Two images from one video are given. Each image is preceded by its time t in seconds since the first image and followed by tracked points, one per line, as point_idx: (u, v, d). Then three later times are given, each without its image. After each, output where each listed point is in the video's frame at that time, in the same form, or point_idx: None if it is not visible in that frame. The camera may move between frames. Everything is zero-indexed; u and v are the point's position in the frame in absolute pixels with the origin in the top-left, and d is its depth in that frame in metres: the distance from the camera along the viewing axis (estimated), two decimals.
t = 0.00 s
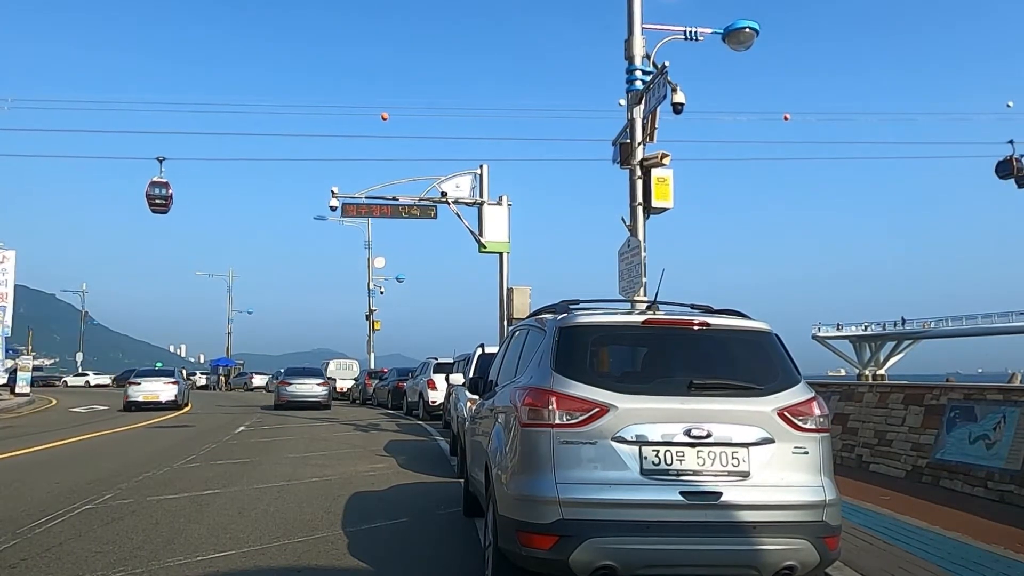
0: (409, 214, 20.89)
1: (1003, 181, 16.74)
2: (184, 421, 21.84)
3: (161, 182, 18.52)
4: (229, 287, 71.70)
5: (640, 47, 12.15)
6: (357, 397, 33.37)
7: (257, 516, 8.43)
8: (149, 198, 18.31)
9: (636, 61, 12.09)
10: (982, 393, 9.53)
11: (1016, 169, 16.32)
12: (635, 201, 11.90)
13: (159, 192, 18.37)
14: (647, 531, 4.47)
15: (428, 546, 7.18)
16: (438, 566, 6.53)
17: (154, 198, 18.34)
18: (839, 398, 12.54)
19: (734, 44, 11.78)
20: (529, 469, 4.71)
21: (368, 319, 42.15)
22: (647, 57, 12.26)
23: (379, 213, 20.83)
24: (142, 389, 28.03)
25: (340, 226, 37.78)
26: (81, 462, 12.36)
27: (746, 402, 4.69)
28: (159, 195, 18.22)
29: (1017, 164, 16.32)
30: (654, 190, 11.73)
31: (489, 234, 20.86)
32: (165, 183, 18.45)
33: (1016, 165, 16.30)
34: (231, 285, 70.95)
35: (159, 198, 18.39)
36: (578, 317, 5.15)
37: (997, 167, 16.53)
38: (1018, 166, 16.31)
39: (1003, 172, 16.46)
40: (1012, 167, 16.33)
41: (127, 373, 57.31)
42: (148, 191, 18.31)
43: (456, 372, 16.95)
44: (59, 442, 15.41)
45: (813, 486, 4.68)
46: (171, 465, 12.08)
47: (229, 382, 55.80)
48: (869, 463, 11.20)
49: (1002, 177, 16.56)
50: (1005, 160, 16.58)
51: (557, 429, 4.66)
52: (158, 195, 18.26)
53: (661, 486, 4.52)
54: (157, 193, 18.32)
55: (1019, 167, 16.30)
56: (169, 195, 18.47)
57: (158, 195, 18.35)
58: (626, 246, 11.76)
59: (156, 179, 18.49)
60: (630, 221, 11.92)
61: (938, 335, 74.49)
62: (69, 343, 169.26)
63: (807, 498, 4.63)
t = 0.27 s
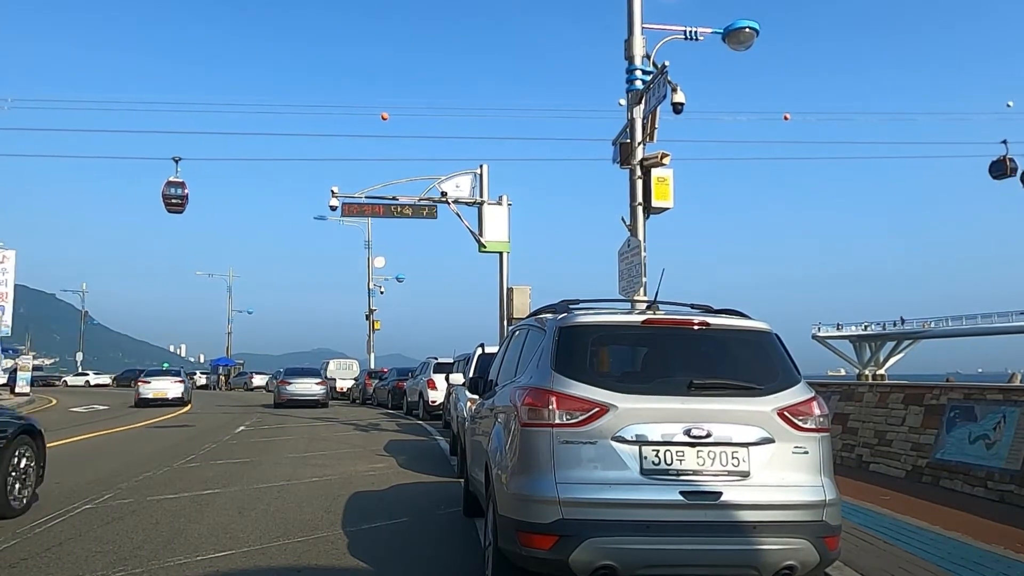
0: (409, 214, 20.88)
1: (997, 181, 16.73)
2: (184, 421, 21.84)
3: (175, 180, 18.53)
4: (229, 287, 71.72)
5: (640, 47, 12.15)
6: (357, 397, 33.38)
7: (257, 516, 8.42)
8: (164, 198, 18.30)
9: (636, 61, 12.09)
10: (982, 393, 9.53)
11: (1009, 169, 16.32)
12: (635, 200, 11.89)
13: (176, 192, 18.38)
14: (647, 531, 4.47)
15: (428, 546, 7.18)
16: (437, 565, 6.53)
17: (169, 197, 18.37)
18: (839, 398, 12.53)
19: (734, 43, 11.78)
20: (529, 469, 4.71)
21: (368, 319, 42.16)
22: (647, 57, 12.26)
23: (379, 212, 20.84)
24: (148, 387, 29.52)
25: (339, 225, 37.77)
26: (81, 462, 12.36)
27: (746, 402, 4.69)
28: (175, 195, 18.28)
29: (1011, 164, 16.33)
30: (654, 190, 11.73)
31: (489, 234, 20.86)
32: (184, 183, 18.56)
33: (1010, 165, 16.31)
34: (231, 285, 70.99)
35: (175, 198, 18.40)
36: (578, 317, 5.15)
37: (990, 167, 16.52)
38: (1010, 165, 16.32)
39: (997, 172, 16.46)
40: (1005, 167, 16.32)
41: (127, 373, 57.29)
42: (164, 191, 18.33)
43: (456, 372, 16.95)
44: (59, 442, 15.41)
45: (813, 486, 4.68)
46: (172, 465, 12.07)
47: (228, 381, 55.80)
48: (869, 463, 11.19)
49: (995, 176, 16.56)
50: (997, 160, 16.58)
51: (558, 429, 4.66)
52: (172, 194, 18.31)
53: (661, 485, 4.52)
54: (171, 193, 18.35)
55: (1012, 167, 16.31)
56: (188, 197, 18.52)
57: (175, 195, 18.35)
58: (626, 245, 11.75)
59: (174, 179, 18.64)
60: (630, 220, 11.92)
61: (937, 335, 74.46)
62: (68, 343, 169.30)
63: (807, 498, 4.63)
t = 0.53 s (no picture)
0: (409, 214, 20.88)
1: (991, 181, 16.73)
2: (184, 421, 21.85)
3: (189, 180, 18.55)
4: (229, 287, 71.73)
5: (640, 47, 12.15)
6: (357, 397, 33.40)
7: (257, 516, 8.42)
8: (178, 198, 18.31)
9: (636, 61, 12.09)
10: (982, 393, 9.53)
11: (1003, 169, 16.32)
12: (635, 201, 11.89)
13: (189, 192, 18.39)
14: (647, 531, 4.47)
15: (428, 546, 7.18)
16: (437, 565, 6.54)
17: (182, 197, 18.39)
18: (839, 398, 12.53)
19: (734, 44, 11.78)
20: (530, 469, 4.71)
21: (368, 319, 42.19)
22: (647, 57, 12.26)
23: (379, 213, 20.84)
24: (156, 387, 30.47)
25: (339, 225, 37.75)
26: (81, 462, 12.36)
27: (745, 402, 4.69)
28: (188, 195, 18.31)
29: (1005, 164, 16.32)
30: (654, 189, 11.73)
31: (489, 234, 20.86)
32: (198, 183, 18.56)
33: (1003, 165, 16.31)
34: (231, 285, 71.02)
35: (190, 198, 18.40)
36: (578, 317, 5.15)
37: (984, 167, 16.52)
38: (1004, 166, 16.31)
39: (991, 173, 16.46)
40: (999, 167, 16.33)
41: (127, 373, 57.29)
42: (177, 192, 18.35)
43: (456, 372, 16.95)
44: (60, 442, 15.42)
45: (813, 486, 4.68)
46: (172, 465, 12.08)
47: (228, 382, 55.83)
48: (869, 463, 11.19)
49: (990, 177, 16.56)
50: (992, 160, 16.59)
51: (557, 429, 4.66)
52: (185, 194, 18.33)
53: (661, 486, 4.52)
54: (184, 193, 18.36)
55: (1006, 167, 16.31)
56: (201, 197, 18.51)
57: (189, 195, 18.37)
58: (626, 246, 11.75)
59: (189, 179, 18.67)
60: (630, 221, 11.92)
61: (937, 335, 74.46)
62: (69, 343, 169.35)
63: (806, 498, 4.63)
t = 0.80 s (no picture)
0: (409, 214, 20.88)
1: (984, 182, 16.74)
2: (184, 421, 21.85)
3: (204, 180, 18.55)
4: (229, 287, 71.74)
5: (640, 47, 12.15)
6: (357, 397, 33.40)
7: (257, 516, 8.42)
8: (193, 198, 18.30)
9: (636, 60, 12.09)
10: (982, 393, 9.53)
11: (996, 170, 16.32)
12: (635, 200, 11.89)
13: (204, 192, 18.38)
14: (647, 531, 4.47)
15: (428, 546, 7.17)
16: (437, 565, 6.54)
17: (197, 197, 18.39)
18: (839, 398, 12.53)
19: (734, 43, 11.78)
20: (529, 469, 4.71)
21: (368, 319, 42.19)
22: (647, 57, 12.26)
23: (379, 212, 20.84)
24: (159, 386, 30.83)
25: (341, 224, 37.70)
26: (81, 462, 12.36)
27: (746, 402, 4.69)
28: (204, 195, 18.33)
29: (999, 164, 16.31)
30: (654, 189, 11.73)
31: (489, 234, 20.86)
32: (213, 183, 18.56)
33: (996, 165, 16.31)
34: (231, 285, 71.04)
35: (205, 198, 18.39)
36: (578, 317, 5.15)
37: (977, 168, 16.53)
38: (997, 166, 16.31)
39: (984, 173, 16.47)
40: (992, 167, 16.34)
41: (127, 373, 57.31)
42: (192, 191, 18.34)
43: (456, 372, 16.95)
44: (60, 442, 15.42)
45: (813, 486, 4.68)
46: (172, 465, 12.07)
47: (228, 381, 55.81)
48: (869, 463, 11.19)
49: (983, 177, 16.57)
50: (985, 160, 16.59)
51: (558, 429, 4.66)
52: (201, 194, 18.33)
53: (661, 486, 4.52)
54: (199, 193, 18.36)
55: (1000, 167, 16.30)
56: (217, 197, 18.51)
57: (204, 195, 18.36)
58: (626, 245, 11.75)
59: (204, 179, 18.65)
60: (630, 221, 11.92)
61: (937, 335, 74.44)
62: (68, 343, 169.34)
63: (807, 498, 4.63)
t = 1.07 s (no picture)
0: (409, 214, 20.88)
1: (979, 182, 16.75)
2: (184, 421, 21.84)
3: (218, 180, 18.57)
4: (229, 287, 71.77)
5: (640, 47, 12.16)
6: (357, 397, 33.40)
7: (257, 517, 8.42)
8: (207, 198, 18.31)
9: (636, 61, 12.09)
10: (982, 393, 9.53)
11: (990, 170, 16.32)
12: (635, 201, 11.89)
13: (218, 192, 18.38)
14: (647, 531, 4.47)
15: (428, 547, 7.18)
16: (438, 566, 6.53)
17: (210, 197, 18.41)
18: (839, 398, 12.53)
19: (734, 44, 11.78)
20: (530, 469, 4.71)
21: (368, 319, 42.17)
22: (647, 57, 12.26)
23: (379, 213, 20.84)
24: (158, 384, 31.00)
25: (341, 224, 37.70)
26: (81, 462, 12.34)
27: (746, 402, 4.69)
28: (218, 194, 18.35)
29: (992, 164, 16.32)
30: (654, 190, 11.73)
31: (489, 234, 20.86)
32: (227, 183, 18.57)
33: (990, 166, 16.31)
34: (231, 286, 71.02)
35: (219, 198, 18.39)
36: (578, 317, 5.15)
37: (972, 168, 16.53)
38: (991, 166, 16.32)
39: (978, 174, 16.48)
40: (987, 168, 16.34)
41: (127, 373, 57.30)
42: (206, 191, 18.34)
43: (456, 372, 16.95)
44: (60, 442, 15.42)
45: (813, 486, 4.68)
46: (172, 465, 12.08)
47: (228, 382, 55.79)
48: (869, 463, 11.20)
49: (977, 178, 16.57)
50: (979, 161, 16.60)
51: (558, 429, 4.66)
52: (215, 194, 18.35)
53: (661, 486, 4.52)
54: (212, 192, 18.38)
55: (994, 167, 16.30)
56: (231, 196, 18.51)
57: (218, 195, 18.36)
58: (626, 246, 11.75)
59: (218, 179, 18.64)
60: (631, 221, 11.92)
61: (937, 335, 74.43)
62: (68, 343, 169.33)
63: (806, 498, 4.63)
